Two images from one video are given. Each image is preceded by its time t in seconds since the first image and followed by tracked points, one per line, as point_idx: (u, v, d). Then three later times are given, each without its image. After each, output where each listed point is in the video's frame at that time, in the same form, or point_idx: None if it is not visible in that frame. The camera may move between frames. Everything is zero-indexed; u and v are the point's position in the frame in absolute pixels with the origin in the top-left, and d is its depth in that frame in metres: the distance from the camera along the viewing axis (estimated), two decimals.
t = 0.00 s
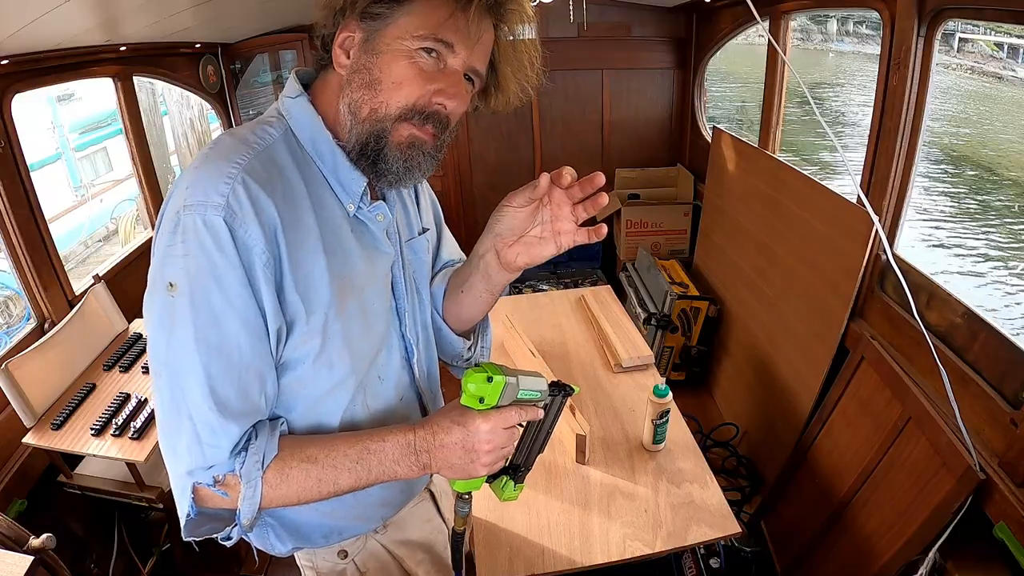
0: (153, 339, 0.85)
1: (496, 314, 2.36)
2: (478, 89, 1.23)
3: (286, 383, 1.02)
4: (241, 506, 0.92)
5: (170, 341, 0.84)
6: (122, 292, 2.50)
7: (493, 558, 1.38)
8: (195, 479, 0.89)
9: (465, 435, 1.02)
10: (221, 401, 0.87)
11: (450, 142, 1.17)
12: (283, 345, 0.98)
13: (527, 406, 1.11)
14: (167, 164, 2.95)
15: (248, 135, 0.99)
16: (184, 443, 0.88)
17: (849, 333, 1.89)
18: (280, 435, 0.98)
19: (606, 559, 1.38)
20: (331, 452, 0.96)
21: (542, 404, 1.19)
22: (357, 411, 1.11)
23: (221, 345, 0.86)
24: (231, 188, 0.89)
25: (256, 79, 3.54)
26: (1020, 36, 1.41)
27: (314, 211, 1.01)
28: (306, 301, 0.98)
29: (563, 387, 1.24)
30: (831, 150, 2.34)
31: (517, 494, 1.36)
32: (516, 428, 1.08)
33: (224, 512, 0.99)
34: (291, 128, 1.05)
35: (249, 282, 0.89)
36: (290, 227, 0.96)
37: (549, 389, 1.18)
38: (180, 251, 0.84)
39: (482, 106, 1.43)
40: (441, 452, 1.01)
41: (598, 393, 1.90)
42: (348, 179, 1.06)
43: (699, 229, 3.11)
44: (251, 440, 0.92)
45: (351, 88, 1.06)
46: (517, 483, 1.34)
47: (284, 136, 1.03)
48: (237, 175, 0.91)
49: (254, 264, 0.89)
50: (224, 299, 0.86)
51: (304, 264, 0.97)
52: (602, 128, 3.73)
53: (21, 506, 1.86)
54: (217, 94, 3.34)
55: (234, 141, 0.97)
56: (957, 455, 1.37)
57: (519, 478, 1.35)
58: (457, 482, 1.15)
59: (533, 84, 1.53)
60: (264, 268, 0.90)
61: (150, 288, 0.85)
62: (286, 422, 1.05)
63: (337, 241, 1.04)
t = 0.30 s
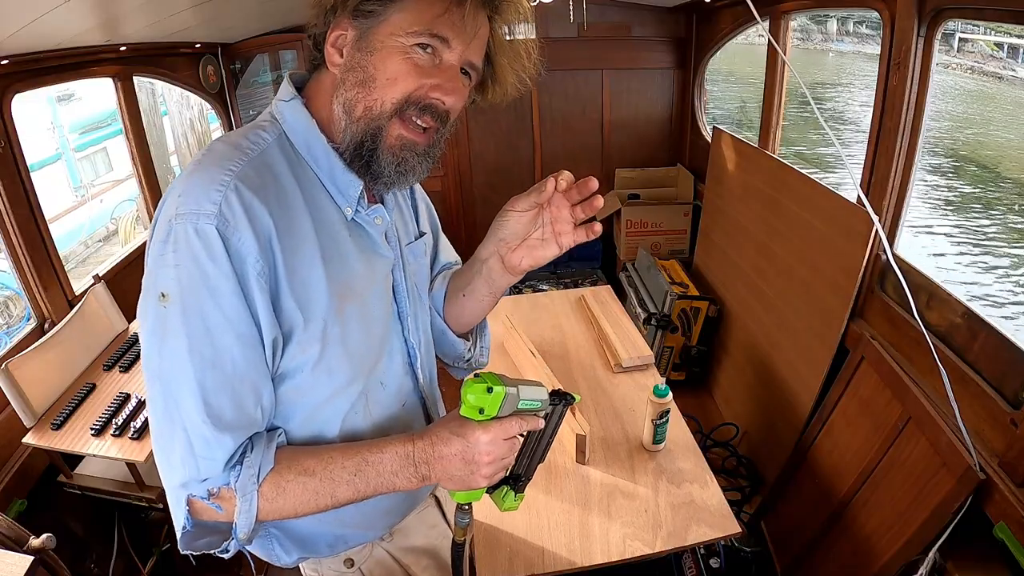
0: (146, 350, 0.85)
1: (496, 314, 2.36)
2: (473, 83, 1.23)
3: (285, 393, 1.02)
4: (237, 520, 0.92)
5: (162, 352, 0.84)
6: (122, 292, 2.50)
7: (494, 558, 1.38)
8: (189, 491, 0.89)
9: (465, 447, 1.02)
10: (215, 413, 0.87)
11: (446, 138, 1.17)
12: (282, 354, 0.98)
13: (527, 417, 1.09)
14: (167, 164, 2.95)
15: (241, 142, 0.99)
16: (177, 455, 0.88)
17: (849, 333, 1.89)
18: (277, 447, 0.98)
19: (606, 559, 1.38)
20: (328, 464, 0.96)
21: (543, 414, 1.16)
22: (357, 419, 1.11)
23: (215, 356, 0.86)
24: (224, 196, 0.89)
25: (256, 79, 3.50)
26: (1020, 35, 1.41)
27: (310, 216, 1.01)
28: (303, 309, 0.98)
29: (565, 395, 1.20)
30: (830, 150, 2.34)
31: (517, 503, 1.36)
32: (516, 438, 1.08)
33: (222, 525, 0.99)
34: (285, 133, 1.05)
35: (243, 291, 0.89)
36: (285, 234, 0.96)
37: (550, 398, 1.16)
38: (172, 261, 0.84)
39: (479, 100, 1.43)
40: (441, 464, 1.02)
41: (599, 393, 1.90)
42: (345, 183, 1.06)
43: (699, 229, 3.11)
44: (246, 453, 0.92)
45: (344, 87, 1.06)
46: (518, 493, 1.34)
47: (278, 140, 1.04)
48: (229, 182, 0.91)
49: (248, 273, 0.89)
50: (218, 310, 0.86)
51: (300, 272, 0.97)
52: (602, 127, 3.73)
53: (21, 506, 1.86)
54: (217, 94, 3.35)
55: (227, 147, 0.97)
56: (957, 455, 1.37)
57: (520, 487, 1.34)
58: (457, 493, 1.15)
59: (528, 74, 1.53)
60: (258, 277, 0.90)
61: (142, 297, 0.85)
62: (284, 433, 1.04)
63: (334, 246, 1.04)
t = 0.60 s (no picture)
0: (145, 364, 0.86)
1: (496, 314, 2.36)
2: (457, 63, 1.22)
3: (286, 395, 1.02)
4: (240, 526, 0.92)
5: (160, 365, 0.84)
6: (122, 292, 2.51)
7: (494, 558, 1.38)
8: (191, 500, 0.89)
9: (467, 451, 1.01)
10: (215, 424, 0.86)
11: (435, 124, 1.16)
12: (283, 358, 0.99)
13: (530, 421, 1.10)
14: (167, 164, 2.95)
15: (227, 149, 0.99)
16: (179, 467, 0.88)
17: (849, 333, 1.89)
18: (279, 453, 0.97)
19: (606, 559, 1.38)
20: (330, 470, 0.96)
21: (547, 417, 1.19)
22: (361, 417, 1.11)
23: (212, 367, 0.86)
24: (214, 207, 0.88)
25: (256, 79, 3.52)
26: (1020, 36, 1.41)
27: (303, 219, 1.01)
28: (302, 313, 0.98)
29: (568, 397, 1.23)
30: (830, 150, 2.34)
31: (522, 504, 1.38)
32: (518, 443, 1.08)
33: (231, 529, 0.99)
34: (272, 137, 1.05)
35: (238, 299, 0.88)
36: (279, 238, 0.96)
37: (552, 402, 1.17)
38: (165, 274, 0.84)
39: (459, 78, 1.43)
40: (444, 468, 1.01)
41: (599, 393, 1.90)
42: (336, 180, 1.06)
43: (699, 229, 3.11)
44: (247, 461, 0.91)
45: (332, 85, 1.06)
46: (522, 495, 1.35)
47: (265, 145, 1.03)
48: (219, 192, 0.90)
49: (242, 282, 0.89)
50: (213, 320, 0.85)
51: (296, 275, 0.97)
52: (602, 127, 3.73)
53: (21, 506, 1.86)
54: (217, 94, 3.35)
55: (215, 156, 0.97)
56: (957, 455, 1.37)
57: (523, 490, 1.36)
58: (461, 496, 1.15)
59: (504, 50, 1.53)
60: (252, 285, 0.89)
61: (138, 310, 0.85)
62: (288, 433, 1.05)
63: (330, 247, 1.04)
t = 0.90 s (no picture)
0: (154, 357, 0.86)
1: (496, 315, 2.36)
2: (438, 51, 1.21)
3: (290, 380, 1.03)
4: (248, 508, 0.92)
5: (169, 357, 0.85)
6: (122, 292, 2.51)
7: (494, 557, 1.38)
8: (201, 483, 0.89)
9: (465, 432, 1.00)
10: (223, 411, 0.87)
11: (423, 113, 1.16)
12: (285, 344, 0.99)
13: (528, 401, 1.09)
14: (167, 164, 2.94)
15: (226, 147, 1.00)
16: (188, 452, 0.88)
17: (849, 333, 1.89)
18: (284, 436, 0.97)
19: (606, 559, 1.38)
20: (332, 453, 0.96)
21: (546, 398, 1.17)
22: (363, 401, 1.11)
23: (218, 357, 0.86)
24: (216, 202, 0.89)
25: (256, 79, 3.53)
26: (1020, 36, 1.41)
27: (301, 210, 1.02)
28: (303, 300, 0.99)
29: (567, 378, 1.21)
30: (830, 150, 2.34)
31: (523, 487, 1.40)
32: (518, 424, 1.06)
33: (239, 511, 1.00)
34: (269, 134, 1.06)
35: (241, 289, 0.89)
36: (278, 228, 0.96)
37: (551, 382, 1.16)
38: (171, 268, 0.84)
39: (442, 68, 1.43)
40: (443, 449, 1.00)
41: (599, 393, 1.90)
42: (330, 171, 1.07)
43: (699, 229, 3.11)
44: (252, 444, 0.92)
45: (320, 80, 1.06)
46: (523, 477, 1.38)
47: (263, 142, 1.04)
48: (219, 187, 0.91)
49: (244, 272, 0.89)
50: (218, 310, 0.86)
51: (296, 263, 0.98)
52: (602, 127, 3.73)
53: (20, 506, 1.86)
54: (217, 94, 3.35)
55: (214, 154, 0.97)
56: (957, 455, 1.37)
57: (525, 471, 1.39)
58: (463, 477, 1.16)
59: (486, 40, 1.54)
60: (254, 274, 0.90)
61: (146, 306, 0.86)
62: (292, 419, 1.05)
63: (330, 237, 1.04)
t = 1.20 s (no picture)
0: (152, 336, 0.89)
1: (496, 314, 2.36)
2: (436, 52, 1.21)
3: (281, 365, 1.04)
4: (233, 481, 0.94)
5: (166, 337, 0.88)
6: (122, 292, 2.52)
7: (493, 557, 1.39)
8: (191, 454, 0.92)
9: (443, 425, 1.00)
10: (212, 387, 0.90)
11: (414, 111, 1.16)
12: (275, 329, 1.01)
13: (508, 399, 1.10)
14: (167, 164, 2.95)
15: (228, 142, 1.02)
16: (181, 423, 0.92)
17: (849, 333, 1.89)
18: (272, 416, 0.99)
19: (606, 559, 1.38)
20: (314, 435, 0.97)
21: (527, 398, 1.18)
22: (353, 388, 1.12)
23: (209, 338, 0.89)
24: (212, 193, 0.91)
25: (256, 79, 3.52)
26: (1020, 36, 1.41)
27: (296, 203, 1.03)
28: (293, 288, 1.00)
29: (552, 380, 1.21)
30: (830, 150, 2.34)
31: (504, 485, 1.39)
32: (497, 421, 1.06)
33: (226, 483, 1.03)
34: (271, 130, 1.07)
35: (232, 276, 0.91)
36: (271, 220, 0.98)
37: (533, 383, 1.17)
38: (169, 253, 0.87)
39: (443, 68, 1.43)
40: (423, 441, 1.00)
41: (599, 393, 1.90)
42: (325, 167, 1.07)
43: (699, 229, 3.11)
44: (240, 420, 0.94)
45: (314, 76, 1.07)
46: (505, 474, 1.37)
47: (264, 137, 1.06)
48: (216, 179, 0.93)
49: (235, 260, 0.91)
50: (209, 294, 0.88)
51: (288, 254, 1.00)
52: (602, 127, 3.73)
53: (21, 506, 1.86)
54: (217, 94, 3.35)
55: (216, 147, 1.00)
56: (957, 455, 1.37)
57: (507, 469, 1.38)
58: (442, 470, 1.16)
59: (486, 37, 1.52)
60: (245, 263, 0.92)
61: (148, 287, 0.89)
62: (283, 400, 1.07)
63: (324, 230, 1.06)
